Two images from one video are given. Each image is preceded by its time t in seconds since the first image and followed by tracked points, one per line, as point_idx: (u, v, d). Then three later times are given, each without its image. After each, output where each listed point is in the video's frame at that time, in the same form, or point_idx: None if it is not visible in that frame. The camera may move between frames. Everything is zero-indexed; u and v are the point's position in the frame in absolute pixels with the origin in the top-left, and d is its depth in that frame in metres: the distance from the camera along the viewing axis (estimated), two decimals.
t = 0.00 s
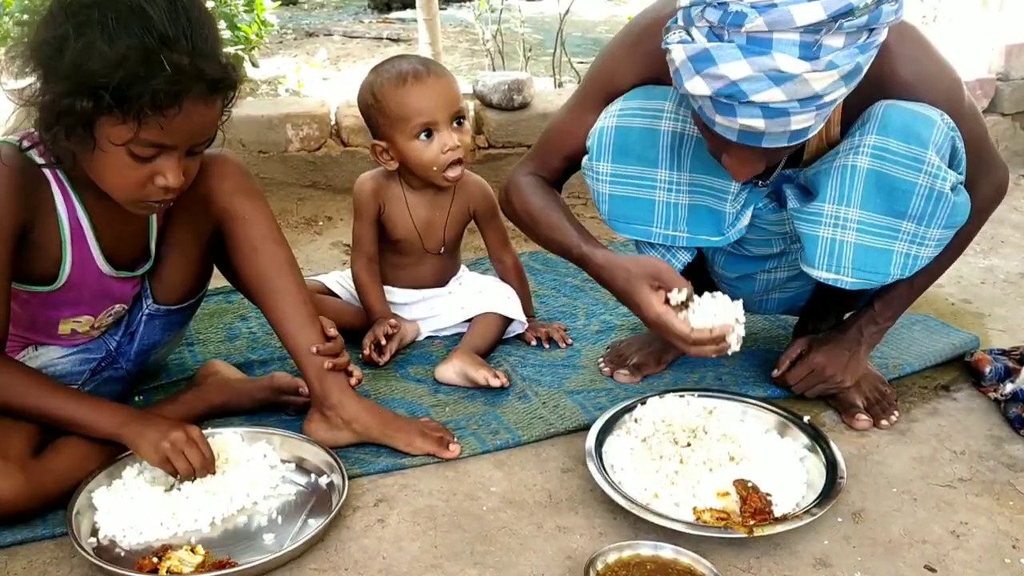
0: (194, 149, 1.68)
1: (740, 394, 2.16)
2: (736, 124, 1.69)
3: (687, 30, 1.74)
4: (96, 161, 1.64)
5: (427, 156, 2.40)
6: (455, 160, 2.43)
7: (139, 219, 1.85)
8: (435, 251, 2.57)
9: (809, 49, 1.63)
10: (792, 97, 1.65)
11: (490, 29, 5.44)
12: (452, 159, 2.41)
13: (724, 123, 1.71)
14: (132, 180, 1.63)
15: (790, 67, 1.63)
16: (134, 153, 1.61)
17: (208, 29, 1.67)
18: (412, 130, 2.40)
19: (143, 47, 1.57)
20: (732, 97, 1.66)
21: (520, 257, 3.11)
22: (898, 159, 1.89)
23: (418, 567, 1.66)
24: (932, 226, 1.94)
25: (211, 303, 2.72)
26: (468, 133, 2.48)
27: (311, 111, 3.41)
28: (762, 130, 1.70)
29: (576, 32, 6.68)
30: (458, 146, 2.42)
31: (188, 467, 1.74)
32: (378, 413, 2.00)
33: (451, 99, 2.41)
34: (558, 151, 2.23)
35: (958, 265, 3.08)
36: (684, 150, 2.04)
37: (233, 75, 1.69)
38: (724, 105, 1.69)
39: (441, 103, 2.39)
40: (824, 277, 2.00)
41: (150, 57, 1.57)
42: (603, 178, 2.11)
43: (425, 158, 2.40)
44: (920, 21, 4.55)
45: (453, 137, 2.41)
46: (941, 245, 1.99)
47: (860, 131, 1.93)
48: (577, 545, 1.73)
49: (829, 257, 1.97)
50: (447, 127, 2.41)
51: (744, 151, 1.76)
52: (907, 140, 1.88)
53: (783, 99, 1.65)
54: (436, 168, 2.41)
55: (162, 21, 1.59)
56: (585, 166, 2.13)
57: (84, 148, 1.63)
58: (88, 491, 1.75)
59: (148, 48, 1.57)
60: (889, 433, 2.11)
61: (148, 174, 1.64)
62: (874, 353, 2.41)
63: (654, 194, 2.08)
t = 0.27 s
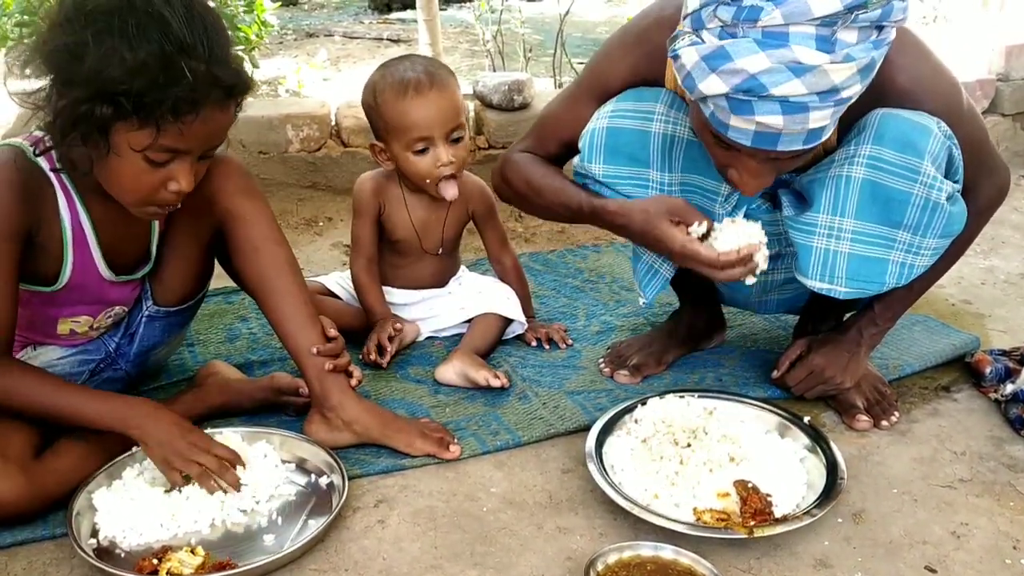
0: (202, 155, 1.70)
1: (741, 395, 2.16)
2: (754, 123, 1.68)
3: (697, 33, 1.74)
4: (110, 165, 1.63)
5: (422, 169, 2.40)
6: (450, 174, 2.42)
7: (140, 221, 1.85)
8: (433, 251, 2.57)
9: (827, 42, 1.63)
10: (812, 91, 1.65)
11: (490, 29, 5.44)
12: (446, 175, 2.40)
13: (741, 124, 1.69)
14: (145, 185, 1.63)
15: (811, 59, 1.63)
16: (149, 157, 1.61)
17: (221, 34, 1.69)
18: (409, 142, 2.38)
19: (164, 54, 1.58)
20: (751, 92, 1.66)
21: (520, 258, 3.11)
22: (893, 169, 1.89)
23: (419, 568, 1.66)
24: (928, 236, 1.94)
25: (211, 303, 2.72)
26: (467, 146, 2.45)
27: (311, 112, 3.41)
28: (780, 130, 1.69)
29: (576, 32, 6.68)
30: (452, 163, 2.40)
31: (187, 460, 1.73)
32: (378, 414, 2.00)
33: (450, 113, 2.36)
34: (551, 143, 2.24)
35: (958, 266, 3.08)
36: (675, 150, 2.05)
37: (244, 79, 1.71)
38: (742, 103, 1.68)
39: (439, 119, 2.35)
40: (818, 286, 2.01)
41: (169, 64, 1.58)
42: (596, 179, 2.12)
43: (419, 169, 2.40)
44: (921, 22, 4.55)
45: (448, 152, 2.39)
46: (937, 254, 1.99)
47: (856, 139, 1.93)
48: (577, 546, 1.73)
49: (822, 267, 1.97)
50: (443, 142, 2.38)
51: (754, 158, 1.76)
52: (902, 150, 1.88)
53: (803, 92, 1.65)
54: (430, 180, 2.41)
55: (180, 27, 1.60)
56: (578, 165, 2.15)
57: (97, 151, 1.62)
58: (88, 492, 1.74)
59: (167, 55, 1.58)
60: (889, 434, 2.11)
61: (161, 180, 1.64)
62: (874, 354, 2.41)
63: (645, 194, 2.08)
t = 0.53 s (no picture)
0: (215, 163, 1.68)
1: (741, 395, 2.17)
2: (751, 122, 1.68)
3: (692, 34, 1.74)
4: (122, 169, 1.62)
5: (414, 186, 2.42)
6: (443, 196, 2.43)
7: (146, 224, 1.84)
8: (429, 252, 2.57)
9: (822, 40, 1.64)
10: (808, 89, 1.66)
11: (491, 30, 5.44)
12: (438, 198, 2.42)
13: (738, 124, 1.69)
14: (156, 190, 1.62)
15: (805, 56, 1.63)
16: (161, 164, 1.60)
17: (237, 43, 1.68)
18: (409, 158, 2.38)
19: (181, 61, 1.57)
20: (747, 90, 1.66)
21: (519, 259, 3.11)
22: (890, 173, 1.89)
23: (418, 569, 1.66)
24: (925, 238, 1.94)
25: (211, 304, 2.72)
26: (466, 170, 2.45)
27: (311, 113, 3.41)
28: (777, 130, 1.69)
29: (576, 33, 6.69)
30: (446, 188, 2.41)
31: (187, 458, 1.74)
32: (378, 414, 2.00)
33: (453, 142, 2.35)
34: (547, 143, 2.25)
35: (958, 267, 3.08)
36: (672, 153, 2.06)
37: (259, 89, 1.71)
38: (738, 102, 1.67)
39: (440, 146, 2.34)
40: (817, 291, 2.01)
41: (186, 70, 1.57)
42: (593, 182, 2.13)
43: (413, 185, 2.41)
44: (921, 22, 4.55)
45: (444, 178, 2.39)
46: (935, 256, 2.00)
47: (851, 143, 1.93)
48: (577, 547, 1.73)
49: (821, 272, 1.97)
50: (440, 168, 2.38)
51: (751, 162, 1.76)
52: (899, 154, 1.88)
53: (800, 90, 1.65)
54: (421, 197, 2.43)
55: (198, 35, 1.60)
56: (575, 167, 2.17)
57: (110, 156, 1.61)
58: (88, 493, 1.75)
59: (185, 62, 1.58)
60: (889, 434, 2.11)
61: (172, 185, 1.63)
62: (873, 354, 2.41)
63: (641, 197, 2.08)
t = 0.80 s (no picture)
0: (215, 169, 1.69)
1: (740, 396, 2.17)
2: (744, 131, 1.69)
3: (692, 38, 1.74)
4: (125, 171, 1.62)
5: (419, 193, 2.42)
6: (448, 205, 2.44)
7: (147, 226, 1.84)
8: (430, 253, 2.58)
9: (820, 55, 1.63)
10: (803, 103, 1.66)
11: (491, 31, 5.45)
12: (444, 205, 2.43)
13: (731, 131, 1.70)
14: (155, 193, 1.62)
15: (802, 71, 1.63)
16: (163, 168, 1.60)
17: (244, 51, 1.69)
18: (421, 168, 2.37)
19: (186, 67, 1.58)
20: (743, 100, 1.66)
21: (519, 260, 3.12)
22: (893, 174, 1.88)
23: (418, 570, 1.66)
24: (927, 239, 1.94)
25: (211, 305, 2.72)
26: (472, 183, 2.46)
27: (312, 114, 3.41)
28: (769, 140, 1.70)
29: (576, 35, 6.70)
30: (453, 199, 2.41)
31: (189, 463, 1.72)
32: (379, 415, 2.00)
33: (467, 156, 2.35)
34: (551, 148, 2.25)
35: (957, 268, 3.08)
36: (676, 157, 2.06)
37: (263, 98, 1.72)
38: (733, 111, 1.68)
39: (456, 157, 2.33)
40: (819, 292, 2.00)
41: (191, 78, 1.58)
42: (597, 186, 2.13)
43: (420, 192, 2.42)
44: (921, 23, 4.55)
45: (453, 189, 2.40)
46: (937, 257, 2.00)
47: (853, 145, 1.93)
48: (577, 547, 1.73)
49: (824, 273, 1.97)
50: (450, 180, 2.38)
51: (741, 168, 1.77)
52: (902, 155, 1.88)
53: (795, 103, 1.65)
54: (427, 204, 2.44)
55: (206, 42, 1.60)
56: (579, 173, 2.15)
57: (112, 158, 1.60)
58: (89, 493, 1.75)
59: (190, 69, 1.58)
60: (889, 435, 2.11)
61: (171, 190, 1.63)
62: (873, 355, 2.41)
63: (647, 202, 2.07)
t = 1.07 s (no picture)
0: (213, 173, 1.68)
1: (740, 397, 2.17)
2: (759, 122, 1.66)
3: (705, 31, 1.74)
4: (117, 176, 1.62)
5: (420, 198, 2.43)
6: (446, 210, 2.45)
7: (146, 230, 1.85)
8: (426, 257, 2.57)
9: (833, 44, 1.62)
10: (818, 92, 1.64)
11: (491, 31, 5.45)
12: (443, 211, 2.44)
13: (746, 123, 1.67)
14: (153, 199, 1.63)
15: (818, 60, 1.62)
16: (159, 174, 1.60)
17: (243, 55, 1.69)
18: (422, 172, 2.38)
19: (183, 71, 1.57)
20: (757, 91, 1.64)
21: (519, 260, 3.12)
22: (900, 169, 1.89)
23: (418, 570, 1.67)
24: (934, 236, 1.94)
25: (211, 306, 2.73)
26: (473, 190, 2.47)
27: (312, 115, 3.41)
28: (786, 130, 1.66)
29: (576, 35, 6.70)
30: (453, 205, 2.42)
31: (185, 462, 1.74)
32: (379, 416, 2.00)
33: (470, 165, 2.37)
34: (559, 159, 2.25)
35: (957, 268, 3.08)
36: (681, 157, 2.04)
37: (261, 102, 1.71)
38: (748, 102, 1.65)
39: (459, 166, 2.35)
40: (826, 287, 2.01)
41: (187, 82, 1.58)
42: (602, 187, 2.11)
43: (420, 198, 2.43)
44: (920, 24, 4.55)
45: (454, 196, 2.41)
46: (943, 254, 2.00)
47: (862, 140, 1.93)
48: (577, 548, 1.74)
49: (831, 268, 1.97)
50: (453, 187, 2.39)
51: (760, 158, 1.74)
52: (910, 151, 1.88)
53: (810, 93, 1.64)
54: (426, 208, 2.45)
55: (203, 46, 1.60)
56: (584, 176, 2.15)
57: (108, 162, 1.61)
58: (89, 494, 1.75)
59: (187, 73, 1.58)
60: (888, 436, 2.12)
61: (169, 195, 1.63)
62: (873, 356, 2.42)
63: (654, 203, 2.06)
